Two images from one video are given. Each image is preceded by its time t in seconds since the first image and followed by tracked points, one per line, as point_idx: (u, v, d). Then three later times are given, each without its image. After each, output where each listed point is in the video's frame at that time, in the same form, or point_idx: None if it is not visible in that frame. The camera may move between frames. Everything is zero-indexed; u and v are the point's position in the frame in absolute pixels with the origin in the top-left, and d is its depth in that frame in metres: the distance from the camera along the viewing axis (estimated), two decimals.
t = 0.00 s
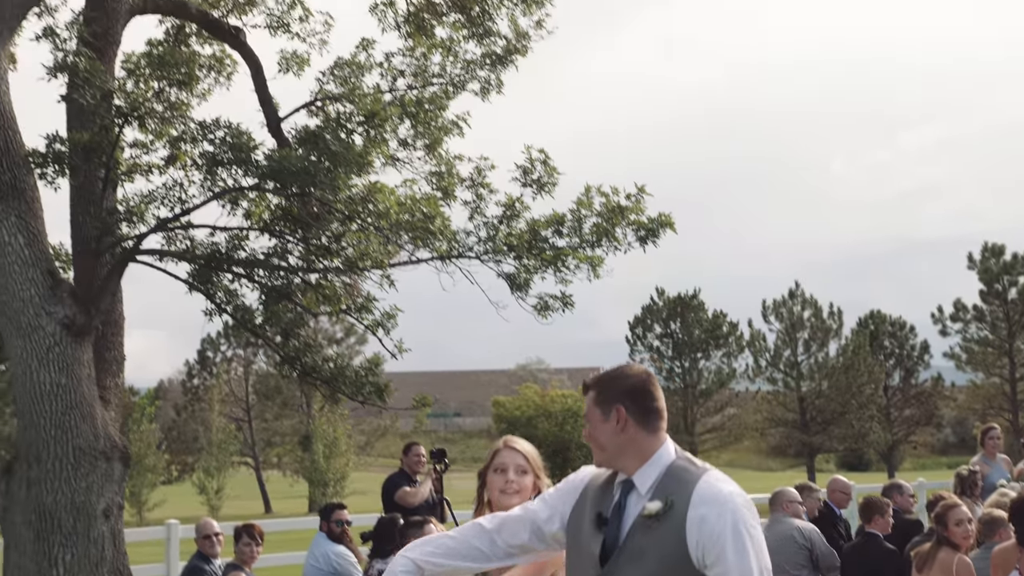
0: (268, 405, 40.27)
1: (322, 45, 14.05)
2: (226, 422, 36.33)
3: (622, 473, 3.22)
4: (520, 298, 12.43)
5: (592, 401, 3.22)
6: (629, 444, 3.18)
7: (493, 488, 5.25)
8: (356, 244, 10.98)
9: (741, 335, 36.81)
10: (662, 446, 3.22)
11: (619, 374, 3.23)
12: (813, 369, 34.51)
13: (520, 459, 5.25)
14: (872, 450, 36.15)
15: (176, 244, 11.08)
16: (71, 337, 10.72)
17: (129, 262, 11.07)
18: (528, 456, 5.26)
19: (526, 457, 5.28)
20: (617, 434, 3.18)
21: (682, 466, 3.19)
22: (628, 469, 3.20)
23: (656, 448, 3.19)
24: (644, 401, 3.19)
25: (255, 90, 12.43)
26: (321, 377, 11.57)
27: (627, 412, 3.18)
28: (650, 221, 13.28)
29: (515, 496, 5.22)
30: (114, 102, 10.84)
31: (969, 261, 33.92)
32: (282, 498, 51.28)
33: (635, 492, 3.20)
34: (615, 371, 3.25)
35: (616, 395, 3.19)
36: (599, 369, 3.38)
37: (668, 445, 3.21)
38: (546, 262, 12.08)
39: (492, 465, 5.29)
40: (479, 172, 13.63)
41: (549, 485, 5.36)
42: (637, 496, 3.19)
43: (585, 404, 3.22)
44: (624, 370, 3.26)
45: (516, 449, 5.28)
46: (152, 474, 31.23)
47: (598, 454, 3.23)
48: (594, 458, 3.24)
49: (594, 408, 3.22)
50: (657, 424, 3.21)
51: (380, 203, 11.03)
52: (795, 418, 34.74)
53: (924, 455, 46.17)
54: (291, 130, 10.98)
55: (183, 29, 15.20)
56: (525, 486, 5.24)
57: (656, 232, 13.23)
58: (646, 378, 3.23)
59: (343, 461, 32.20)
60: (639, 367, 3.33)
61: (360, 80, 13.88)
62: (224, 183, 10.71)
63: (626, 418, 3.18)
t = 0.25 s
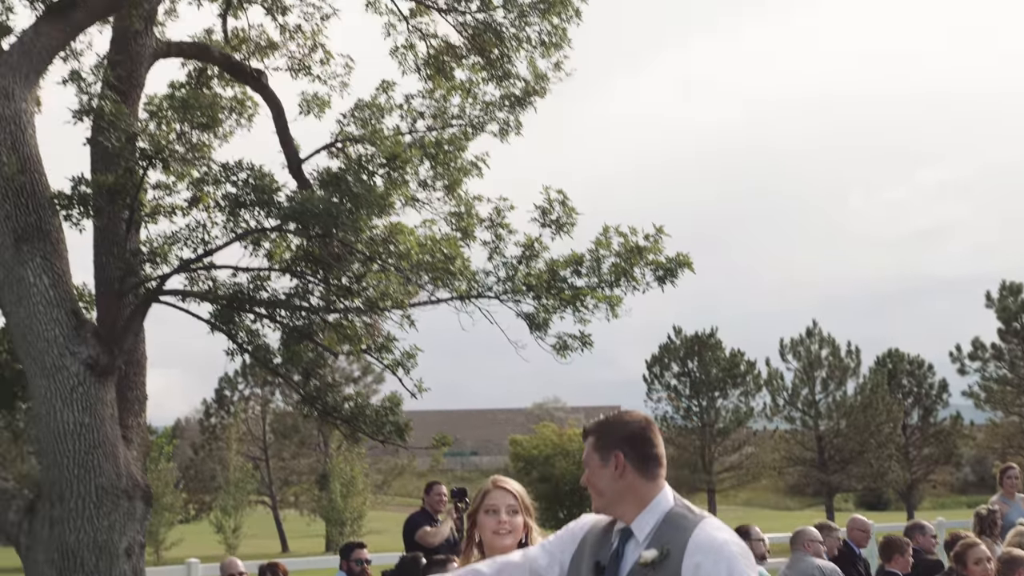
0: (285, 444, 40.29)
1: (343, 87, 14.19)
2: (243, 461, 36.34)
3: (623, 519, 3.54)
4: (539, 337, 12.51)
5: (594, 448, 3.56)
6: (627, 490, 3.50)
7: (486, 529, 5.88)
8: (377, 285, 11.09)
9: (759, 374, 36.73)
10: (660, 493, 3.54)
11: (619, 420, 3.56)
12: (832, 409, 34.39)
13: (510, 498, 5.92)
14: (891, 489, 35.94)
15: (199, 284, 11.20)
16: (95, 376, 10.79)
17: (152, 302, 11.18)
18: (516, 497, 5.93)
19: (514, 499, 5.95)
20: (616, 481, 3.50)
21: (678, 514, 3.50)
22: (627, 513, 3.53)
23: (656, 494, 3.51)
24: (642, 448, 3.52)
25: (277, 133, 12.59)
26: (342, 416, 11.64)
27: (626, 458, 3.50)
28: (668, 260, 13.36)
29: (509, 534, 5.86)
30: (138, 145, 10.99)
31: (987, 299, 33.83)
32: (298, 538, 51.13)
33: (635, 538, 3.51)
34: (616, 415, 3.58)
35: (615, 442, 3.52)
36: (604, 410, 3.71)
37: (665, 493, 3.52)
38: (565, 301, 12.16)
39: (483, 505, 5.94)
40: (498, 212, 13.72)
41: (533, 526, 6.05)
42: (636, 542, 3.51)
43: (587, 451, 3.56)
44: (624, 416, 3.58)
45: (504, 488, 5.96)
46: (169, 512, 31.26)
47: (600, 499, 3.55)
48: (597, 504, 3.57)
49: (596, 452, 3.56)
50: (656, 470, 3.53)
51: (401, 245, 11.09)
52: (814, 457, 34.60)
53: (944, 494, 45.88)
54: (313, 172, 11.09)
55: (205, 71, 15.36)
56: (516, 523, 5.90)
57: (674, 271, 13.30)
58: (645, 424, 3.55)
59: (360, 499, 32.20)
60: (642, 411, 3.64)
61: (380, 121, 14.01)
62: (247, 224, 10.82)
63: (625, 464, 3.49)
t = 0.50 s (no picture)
0: (301, 468, 40.39)
1: (362, 114, 14.32)
2: (259, 485, 36.40)
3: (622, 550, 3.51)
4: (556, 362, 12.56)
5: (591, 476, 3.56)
6: (625, 519, 3.49)
7: (483, 551, 5.77)
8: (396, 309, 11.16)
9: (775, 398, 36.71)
10: (658, 522, 3.50)
11: (616, 449, 3.56)
12: (849, 433, 34.39)
13: (505, 519, 5.80)
14: (908, 513, 35.86)
15: (219, 310, 11.29)
16: (116, 402, 10.89)
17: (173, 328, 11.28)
18: (513, 517, 5.82)
19: (510, 519, 5.84)
20: (614, 509, 3.50)
21: (677, 543, 3.46)
22: (624, 541, 3.51)
23: (653, 523, 3.48)
24: (639, 476, 3.50)
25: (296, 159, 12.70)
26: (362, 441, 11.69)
27: (624, 486, 3.49)
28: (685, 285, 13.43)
29: (505, 555, 5.74)
30: (160, 172, 11.11)
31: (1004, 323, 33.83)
32: (313, 562, 51.10)
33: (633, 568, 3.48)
34: (613, 445, 3.58)
35: (612, 470, 3.52)
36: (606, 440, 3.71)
37: (663, 522, 3.49)
38: (582, 326, 12.22)
39: (479, 526, 5.82)
40: (516, 238, 13.81)
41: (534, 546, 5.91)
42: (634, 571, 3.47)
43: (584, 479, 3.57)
44: (622, 444, 3.58)
45: (500, 509, 5.84)
46: (186, 536, 31.36)
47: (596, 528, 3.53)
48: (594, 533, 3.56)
49: (593, 481, 3.55)
50: (654, 498, 3.50)
51: (420, 271, 11.22)
52: (831, 481, 34.45)
53: (961, 518, 45.73)
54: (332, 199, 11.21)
55: (225, 100, 15.52)
56: (513, 544, 5.78)
57: (691, 296, 13.37)
58: (643, 451, 3.54)
59: (376, 523, 32.26)
60: (642, 441, 3.63)
61: (399, 148, 14.13)
62: (267, 250, 10.92)
63: (622, 493, 3.49)
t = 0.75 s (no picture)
0: (315, 500, 40.51)
1: (379, 149, 14.47)
2: (272, 518, 36.37)
3: None
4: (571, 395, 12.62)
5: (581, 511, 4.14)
6: (616, 549, 4.02)
7: None
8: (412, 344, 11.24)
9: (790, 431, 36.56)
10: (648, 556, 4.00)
11: (609, 485, 4.13)
12: (864, 465, 34.27)
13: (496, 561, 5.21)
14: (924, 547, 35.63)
15: (238, 344, 11.37)
16: (136, 436, 10.97)
17: (191, 363, 11.38)
18: (507, 553, 5.28)
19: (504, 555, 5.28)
20: (605, 541, 4.05)
21: None
22: (617, 571, 4.03)
23: (641, 553, 3.99)
24: (630, 509, 4.06)
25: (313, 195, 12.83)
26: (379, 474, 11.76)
27: (614, 519, 4.05)
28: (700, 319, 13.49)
29: None
30: (180, 208, 11.25)
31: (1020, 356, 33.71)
32: None
33: None
34: (607, 482, 4.15)
35: (604, 504, 4.08)
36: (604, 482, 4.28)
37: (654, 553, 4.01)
38: (598, 360, 12.28)
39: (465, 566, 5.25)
40: (531, 273, 13.90)
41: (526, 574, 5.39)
42: None
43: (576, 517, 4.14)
44: (615, 481, 4.15)
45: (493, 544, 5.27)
46: (199, 568, 31.33)
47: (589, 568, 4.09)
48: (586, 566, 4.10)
49: (587, 515, 4.12)
50: (642, 530, 4.04)
51: (437, 306, 11.33)
52: (845, 513, 34.19)
53: (978, 551, 45.39)
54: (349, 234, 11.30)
55: (243, 135, 15.68)
56: None
57: (706, 330, 13.42)
58: (632, 487, 4.10)
59: (390, 556, 32.30)
60: (635, 479, 4.19)
61: (415, 183, 14.24)
62: (286, 285, 11.01)
63: (613, 525, 4.04)
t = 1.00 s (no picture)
0: (328, 530, 40.18)
1: (395, 180, 14.58)
2: (287, 547, 36.34)
3: None
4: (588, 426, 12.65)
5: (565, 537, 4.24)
6: None
7: None
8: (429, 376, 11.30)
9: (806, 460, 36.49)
10: None
11: (596, 515, 4.18)
12: (880, 494, 34.23)
13: None
14: None
15: (256, 375, 11.45)
16: (155, 466, 11.02)
17: (210, 393, 11.46)
18: None
19: None
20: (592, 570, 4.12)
21: None
22: None
23: None
24: (618, 539, 4.14)
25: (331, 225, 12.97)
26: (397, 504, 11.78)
27: (603, 550, 4.12)
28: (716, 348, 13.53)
29: None
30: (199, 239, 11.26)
31: None
32: None
33: None
34: (594, 511, 4.20)
35: (592, 534, 4.14)
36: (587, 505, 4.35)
37: None
38: (614, 390, 12.32)
39: None
40: (548, 303, 13.96)
41: None
42: None
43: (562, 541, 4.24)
44: (602, 510, 4.20)
45: None
46: None
47: None
48: None
49: (574, 545, 4.18)
50: (630, 560, 4.13)
51: (454, 337, 11.37)
52: (862, 542, 34.09)
53: None
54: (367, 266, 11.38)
55: (260, 166, 15.80)
56: None
57: (721, 360, 13.46)
58: (620, 517, 4.17)
59: None
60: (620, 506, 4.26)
61: (431, 214, 14.32)
62: (304, 316, 11.09)
63: (602, 556, 4.11)
